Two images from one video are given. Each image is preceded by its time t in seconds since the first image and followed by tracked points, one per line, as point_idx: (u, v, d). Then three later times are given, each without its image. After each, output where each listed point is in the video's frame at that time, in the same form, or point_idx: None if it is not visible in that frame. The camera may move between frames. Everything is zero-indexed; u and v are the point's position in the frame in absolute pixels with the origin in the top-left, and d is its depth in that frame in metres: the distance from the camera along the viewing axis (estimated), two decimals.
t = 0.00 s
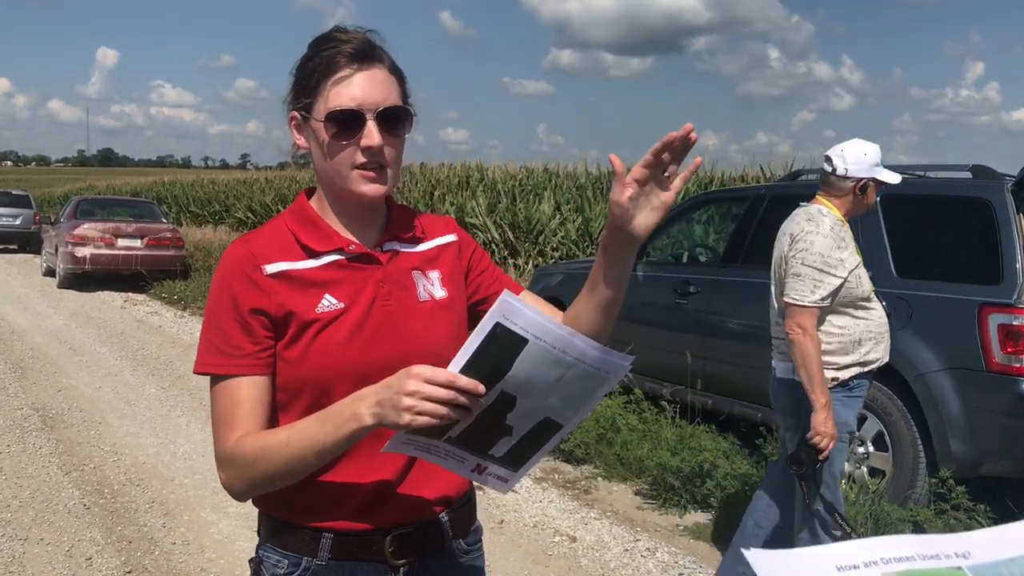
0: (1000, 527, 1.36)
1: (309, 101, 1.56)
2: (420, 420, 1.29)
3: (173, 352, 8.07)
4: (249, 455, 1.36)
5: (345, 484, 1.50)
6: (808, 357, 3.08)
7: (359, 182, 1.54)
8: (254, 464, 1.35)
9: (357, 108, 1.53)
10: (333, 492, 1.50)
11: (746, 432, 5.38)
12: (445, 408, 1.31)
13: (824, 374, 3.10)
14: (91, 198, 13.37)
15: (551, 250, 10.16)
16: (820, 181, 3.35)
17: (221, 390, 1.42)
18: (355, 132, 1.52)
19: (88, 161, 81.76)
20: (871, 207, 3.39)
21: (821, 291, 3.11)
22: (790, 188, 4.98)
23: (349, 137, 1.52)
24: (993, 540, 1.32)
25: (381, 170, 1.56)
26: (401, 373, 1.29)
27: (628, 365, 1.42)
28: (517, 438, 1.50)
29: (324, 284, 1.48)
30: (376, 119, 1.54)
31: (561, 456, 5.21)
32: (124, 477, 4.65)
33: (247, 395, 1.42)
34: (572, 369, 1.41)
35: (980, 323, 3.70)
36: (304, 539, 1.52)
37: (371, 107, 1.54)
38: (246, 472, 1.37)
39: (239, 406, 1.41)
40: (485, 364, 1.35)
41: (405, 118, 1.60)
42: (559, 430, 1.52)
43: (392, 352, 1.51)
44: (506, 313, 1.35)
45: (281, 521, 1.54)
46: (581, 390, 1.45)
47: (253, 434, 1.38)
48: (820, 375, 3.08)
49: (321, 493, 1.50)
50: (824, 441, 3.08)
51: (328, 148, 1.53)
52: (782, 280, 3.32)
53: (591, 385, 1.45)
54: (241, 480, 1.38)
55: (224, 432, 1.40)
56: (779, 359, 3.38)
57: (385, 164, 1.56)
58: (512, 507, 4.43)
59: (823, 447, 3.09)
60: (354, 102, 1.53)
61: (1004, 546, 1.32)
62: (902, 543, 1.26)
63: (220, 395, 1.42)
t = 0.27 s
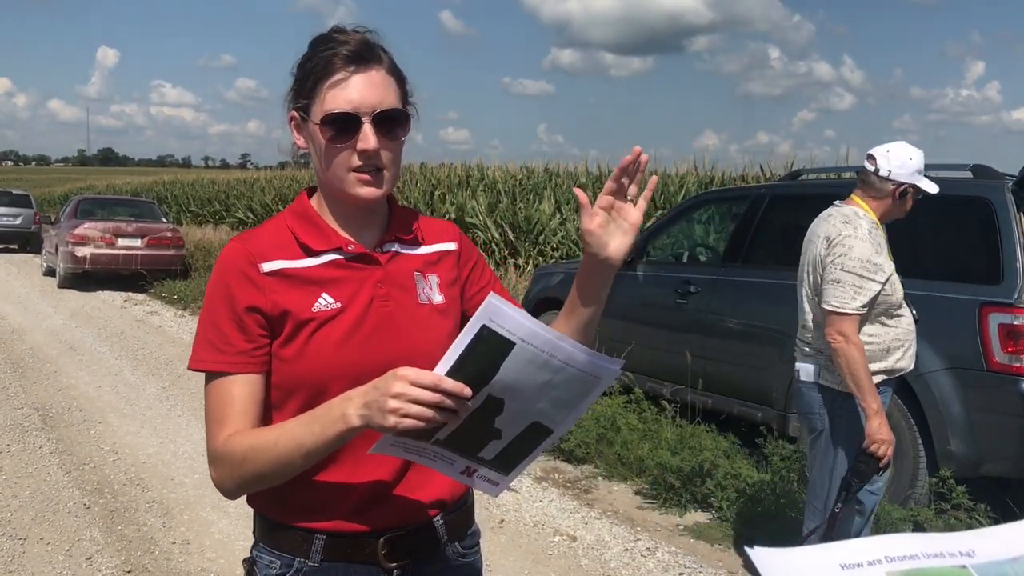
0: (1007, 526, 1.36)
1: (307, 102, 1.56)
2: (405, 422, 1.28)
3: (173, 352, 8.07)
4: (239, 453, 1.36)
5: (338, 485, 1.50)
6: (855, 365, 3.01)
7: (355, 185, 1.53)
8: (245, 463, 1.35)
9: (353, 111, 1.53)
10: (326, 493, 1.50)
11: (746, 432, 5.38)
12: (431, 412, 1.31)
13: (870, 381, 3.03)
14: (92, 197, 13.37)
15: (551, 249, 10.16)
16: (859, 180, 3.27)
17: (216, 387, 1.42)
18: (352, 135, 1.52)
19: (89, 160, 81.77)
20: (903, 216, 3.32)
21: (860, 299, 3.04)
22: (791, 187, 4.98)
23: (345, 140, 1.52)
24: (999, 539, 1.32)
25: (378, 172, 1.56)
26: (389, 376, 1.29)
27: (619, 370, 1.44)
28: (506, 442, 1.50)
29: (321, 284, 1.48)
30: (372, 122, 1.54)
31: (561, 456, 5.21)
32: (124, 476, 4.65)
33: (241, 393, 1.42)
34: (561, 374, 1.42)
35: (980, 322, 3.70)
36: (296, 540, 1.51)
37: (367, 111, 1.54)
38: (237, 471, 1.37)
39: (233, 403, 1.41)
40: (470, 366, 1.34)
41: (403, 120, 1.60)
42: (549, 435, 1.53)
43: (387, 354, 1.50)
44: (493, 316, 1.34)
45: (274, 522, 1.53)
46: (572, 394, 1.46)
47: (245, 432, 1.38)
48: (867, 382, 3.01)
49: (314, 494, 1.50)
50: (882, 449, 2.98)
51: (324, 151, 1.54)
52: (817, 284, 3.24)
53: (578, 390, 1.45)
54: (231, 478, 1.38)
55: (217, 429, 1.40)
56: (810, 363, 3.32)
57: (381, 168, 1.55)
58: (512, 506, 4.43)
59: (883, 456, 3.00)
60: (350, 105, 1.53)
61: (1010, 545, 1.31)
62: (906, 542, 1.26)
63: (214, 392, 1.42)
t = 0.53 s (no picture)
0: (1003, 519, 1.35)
1: (313, 102, 1.56)
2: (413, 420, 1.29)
3: (173, 351, 8.07)
4: (242, 452, 1.36)
5: (340, 484, 1.50)
6: (881, 368, 3.02)
7: (360, 186, 1.54)
8: (247, 461, 1.36)
9: (358, 112, 1.53)
10: (329, 492, 1.50)
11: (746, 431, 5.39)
12: (438, 408, 1.31)
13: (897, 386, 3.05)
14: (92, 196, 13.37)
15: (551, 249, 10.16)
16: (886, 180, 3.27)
17: (218, 385, 1.42)
18: (356, 136, 1.52)
19: (89, 159, 81.77)
20: (925, 221, 3.32)
21: (886, 302, 3.02)
22: (791, 186, 4.97)
23: (350, 141, 1.52)
24: (994, 534, 1.32)
25: (382, 174, 1.56)
26: (394, 376, 1.29)
27: (623, 365, 1.44)
28: (511, 437, 1.50)
29: (324, 283, 1.48)
30: (377, 123, 1.54)
31: (561, 455, 5.21)
32: (125, 475, 4.65)
33: (244, 392, 1.42)
34: (567, 368, 1.42)
35: (981, 322, 3.69)
36: (298, 540, 1.51)
37: (372, 112, 1.54)
38: (239, 469, 1.37)
39: (235, 402, 1.41)
40: (475, 363, 1.34)
41: (408, 122, 1.60)
42: (553, 429, 1.53)
43: (390, 354, 1.51)
44: (498, 311, 1.34)
45: (275, 522, 1.53)
46: (576, 389, 1.46)
47: (248, 430, 1.38)
48: (894, 387, 3.03)
49: (317, 494, 1.50)
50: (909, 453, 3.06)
51: (330, 152, 1.54)
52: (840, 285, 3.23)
53: (583, 385, 1.45)
54: (234, 478, 1.38)
55: (220, 428, 1.40)
56: (833, 363, 3.32)
57: (386, 169, 1.56)
58: (512, 505, 4.43)
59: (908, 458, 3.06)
60: (355, 106, 1.53)
61: (1004, 539, 1.31)
62: (897, 539, 1.26)
63: (217, 391, 1.42)
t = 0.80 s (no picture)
0: (983, 517, 1.36)
1: (317, 110, 1.56)
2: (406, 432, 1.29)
3: (173, 351, 8.07)
4: (244, 454, 1.36)
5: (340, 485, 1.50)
6: (890, 366, 3.03)
7: (364, 193, 1.54)
8: (249, 463, 1.36)
9: (363, 120, 1.53)
10: (329, 493, 1.50)
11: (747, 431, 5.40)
12: (432, 419, 1.30)
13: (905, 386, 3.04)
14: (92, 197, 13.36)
15: (551, 249, 10.15)
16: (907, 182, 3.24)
17: (220, 388, 1.42)
18: (361, 143, 1.52)
19: (88, 159, 81.76)
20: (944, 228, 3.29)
21: (898, 299, 3.05)
22: (791, 187, 4.98)
23: (355, 148, 1.52)
24: (976, 532, 1.32)
25: (386, 179, 1.56)
26: (390, 385, 1.29)
27: (618, 384, 1.40)
28: (505, 447, 1.50)
29: (324, 285, 1.48)
30: (382, 130, 1.54)
31: (561, 455, 5.21)
32: (125, 476, 4.65)
33: (245, 394, 1.42)
34: (562, 384, 1.40)
35: (982, 323, 3.69)
36: (298, 540, 1.51)
37: (377, 119, 1.54)
38: (241, 471, 1.37)
39: (237, 404, 1.41)
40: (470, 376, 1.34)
41: (411, 129, 1.60)
42: (549, 442, 1.53)
43: (391, 356, 1.51)
44: (495, 327, 1.33)
45: (275, 522, 1.54)
46: (573, 403, 1.44)
47: (249, 433, 1.38)
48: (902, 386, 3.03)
49: (317, 494, 1.50)
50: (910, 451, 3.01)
51: (334, 159, 1.54)
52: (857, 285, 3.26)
53: (578, 399, 1.44)
54: (235, 479, 1.38)
55: (221, 430, 1.40)
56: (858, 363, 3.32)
57: (389, 176, 1.56)
58: (512, 506, 4.43)
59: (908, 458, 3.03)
60: (360, 113, 1.53)
61: (986, 535, 1.31)
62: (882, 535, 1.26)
63: (218, 393, 1.42)
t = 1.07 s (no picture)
0: (967, 507, 1.37)
1: (328, 106, 1.56)
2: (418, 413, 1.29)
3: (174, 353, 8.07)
4: (251, 453, 1.36)
5: (344, 486, 1.50)
6: (908, 353, 3.07)
7: (374, 190, 1.54)
8: (256, 461, 1.36)
9: (377, 117, 1.54)
10: (333, 493, 1.50)
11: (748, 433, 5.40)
12: (445, 399, 1.31)
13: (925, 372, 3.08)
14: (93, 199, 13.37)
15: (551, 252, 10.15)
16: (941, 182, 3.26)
17: (225, 388, 1.43)
18: (375, 140, 1.52)
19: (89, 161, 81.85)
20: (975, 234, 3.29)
21: (923, 287, 3.06)
22: (792, 190, 4.99)
23: (368, 145, 1.52)
24: (963, 521, 1.33)
25: (396, 177, 1.57)
26: (401, 369, 1.29)
27: (624, 348, 1.42)
28: (516, 424, 1.50)
29: (327, 283, 1.48)
30: (395, 130, 1.55)
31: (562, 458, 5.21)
32: (126, 478, 4.65)
33: (250, 393, 1.42)
34: (568, 354, 1.41)
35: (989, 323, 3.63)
36: (303, 542, 1.52)
37: (391, 119, 1.55)
38: (248, 470, 1.37)
39: (242, 404, 1.42)
40: (480, 353, 1.35)
41: (420, 130, 1.62)
42: (558, 414, 1.52)
43: (394, 353, 1.51)
44: (498, 301, 1.34)
45: (279, 524, 1.54)
46: (578, 373, 1.45)
47: (255, 432, 1.38)
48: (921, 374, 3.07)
49: (321, 495, 1.51)
50: (925, 437, 3.09)
51: (347, 154, 1.54)
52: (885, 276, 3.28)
53: (584, 369, 1.45)
54: (243, 479, 1.38)
55: (227, 430, 1.41)
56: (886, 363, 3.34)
57: (400, 174, 1.57)
58: (513, 508, 4.43)
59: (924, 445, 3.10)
60: (374, 111, 1.54)
61: (971, 525, 1.33)
62: (867, 526, 1.27)
63: (224, 394, 1.43)
